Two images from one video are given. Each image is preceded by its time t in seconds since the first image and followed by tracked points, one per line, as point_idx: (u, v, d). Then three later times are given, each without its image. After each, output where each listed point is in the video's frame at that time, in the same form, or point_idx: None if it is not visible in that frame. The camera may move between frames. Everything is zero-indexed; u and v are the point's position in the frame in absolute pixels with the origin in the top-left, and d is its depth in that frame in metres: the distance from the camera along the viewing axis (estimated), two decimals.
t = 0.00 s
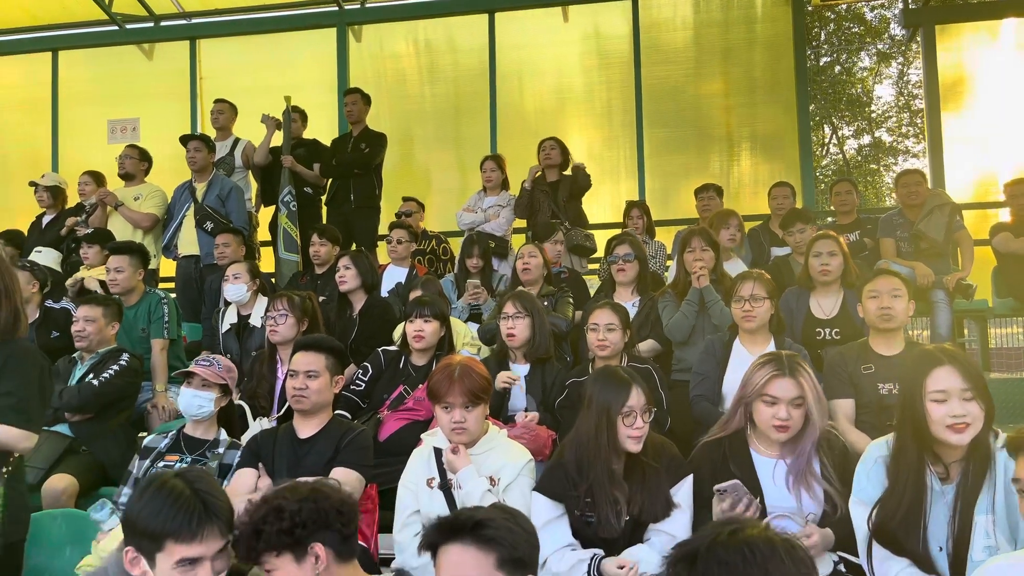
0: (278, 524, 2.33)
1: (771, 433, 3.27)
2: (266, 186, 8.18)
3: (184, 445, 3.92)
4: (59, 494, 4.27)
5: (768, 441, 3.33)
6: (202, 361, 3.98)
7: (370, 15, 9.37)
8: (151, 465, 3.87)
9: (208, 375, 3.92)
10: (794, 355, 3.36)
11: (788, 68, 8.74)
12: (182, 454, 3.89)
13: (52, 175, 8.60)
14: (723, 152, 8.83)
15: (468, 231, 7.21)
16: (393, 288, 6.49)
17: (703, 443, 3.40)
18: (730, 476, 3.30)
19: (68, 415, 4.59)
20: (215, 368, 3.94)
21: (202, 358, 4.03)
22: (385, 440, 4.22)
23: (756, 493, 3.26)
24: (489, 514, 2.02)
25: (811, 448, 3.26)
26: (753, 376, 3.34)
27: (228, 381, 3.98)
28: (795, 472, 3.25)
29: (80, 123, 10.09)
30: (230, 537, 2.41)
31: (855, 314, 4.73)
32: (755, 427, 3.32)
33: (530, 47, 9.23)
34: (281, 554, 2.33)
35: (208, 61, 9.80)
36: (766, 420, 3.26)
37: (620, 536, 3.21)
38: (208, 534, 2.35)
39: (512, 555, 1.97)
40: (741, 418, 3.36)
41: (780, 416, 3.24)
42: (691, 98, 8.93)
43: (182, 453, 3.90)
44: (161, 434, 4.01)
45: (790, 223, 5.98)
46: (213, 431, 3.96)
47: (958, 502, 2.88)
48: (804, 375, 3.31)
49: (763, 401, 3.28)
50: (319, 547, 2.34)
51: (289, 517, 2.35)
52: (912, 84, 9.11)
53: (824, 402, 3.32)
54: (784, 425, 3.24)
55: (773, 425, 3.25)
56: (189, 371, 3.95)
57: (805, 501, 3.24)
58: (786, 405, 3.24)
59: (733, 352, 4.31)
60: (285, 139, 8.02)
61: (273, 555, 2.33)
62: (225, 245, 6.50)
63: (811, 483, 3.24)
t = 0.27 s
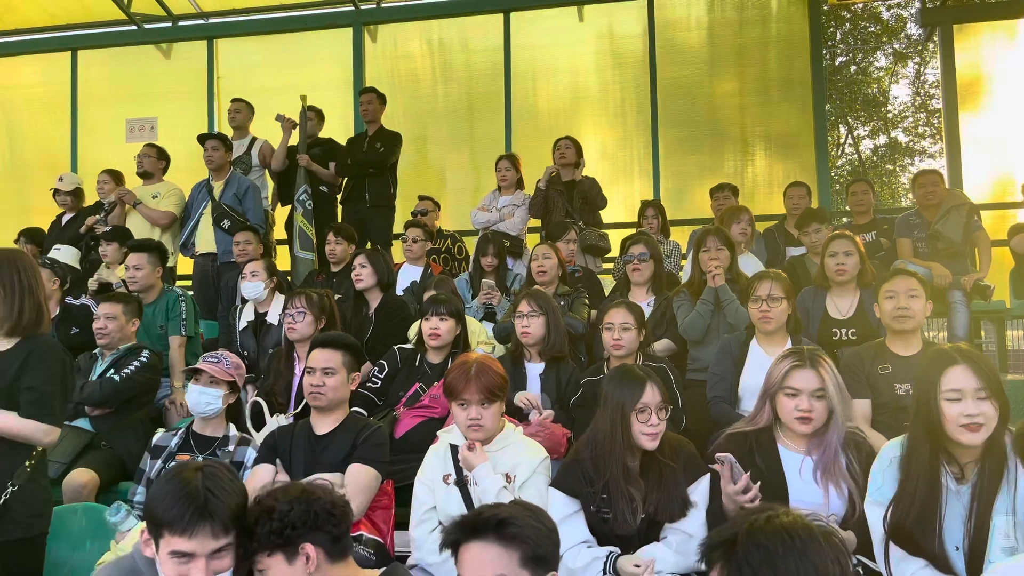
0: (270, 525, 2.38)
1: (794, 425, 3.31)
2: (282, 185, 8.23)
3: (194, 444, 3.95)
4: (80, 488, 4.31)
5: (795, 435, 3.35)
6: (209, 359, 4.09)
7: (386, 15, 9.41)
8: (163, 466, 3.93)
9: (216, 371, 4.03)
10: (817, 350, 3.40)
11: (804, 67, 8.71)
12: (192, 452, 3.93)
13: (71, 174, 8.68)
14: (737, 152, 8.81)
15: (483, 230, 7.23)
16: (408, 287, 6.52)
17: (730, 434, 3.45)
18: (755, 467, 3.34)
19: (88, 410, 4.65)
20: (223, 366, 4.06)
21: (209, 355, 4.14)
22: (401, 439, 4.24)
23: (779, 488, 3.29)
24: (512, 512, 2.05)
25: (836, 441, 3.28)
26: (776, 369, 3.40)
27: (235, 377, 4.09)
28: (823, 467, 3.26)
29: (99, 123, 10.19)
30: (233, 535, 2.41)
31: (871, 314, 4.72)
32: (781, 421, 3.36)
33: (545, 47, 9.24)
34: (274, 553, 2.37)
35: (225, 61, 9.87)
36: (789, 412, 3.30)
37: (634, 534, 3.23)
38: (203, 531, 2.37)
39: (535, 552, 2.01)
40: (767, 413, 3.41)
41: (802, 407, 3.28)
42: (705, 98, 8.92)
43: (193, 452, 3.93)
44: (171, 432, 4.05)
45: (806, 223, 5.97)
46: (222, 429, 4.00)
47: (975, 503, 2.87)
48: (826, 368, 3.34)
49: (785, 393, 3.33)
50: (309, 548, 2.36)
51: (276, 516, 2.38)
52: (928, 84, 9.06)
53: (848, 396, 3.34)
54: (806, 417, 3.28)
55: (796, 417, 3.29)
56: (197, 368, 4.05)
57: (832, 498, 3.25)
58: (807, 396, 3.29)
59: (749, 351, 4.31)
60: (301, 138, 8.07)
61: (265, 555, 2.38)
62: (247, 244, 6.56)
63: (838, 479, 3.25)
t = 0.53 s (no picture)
0: (298, 515, 2.34)
1: (811, 422, 3.32)
2: (298, 185, 8.28)
3: (206, 444, 4.00)
4: (98, 484, 4.35)
5: (819, 434, 3.34)
6: (221, 359, 4.10)
7: (401, 15, 9.45)
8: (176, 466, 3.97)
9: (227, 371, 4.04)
10: (836, 348, 3.40)
11: (820, 67, 8.67)
12: (204, 452, 3.97)
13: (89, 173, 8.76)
14: (752, 151, 8.79)
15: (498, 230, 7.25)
16: (422, 287, 6.55)
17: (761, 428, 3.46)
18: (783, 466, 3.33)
19: (107, 406, 4.71)
20: (234, 366, 4.06)
21: (221, 354, 4.15)
22: (416, 436, 4.27)
23: (802, 489, 3.28)
24: (532, 510, 2.10)
25: (855, 438, 3.26)
26: (794, 368, 3.43)
27: (247, 377, 4.10)
28: (850, 468, 3.25)
29: (117, 123, 10.29)
30: (244, 533, 2.47)
31: (888, 315, 4.70)
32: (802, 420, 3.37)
33: (560, 47, 9.25)
34: (300, 543, 2.34)
35: (242, 61, 9.93)
36: (805, 409, 3.32)
37: (650, 533, 3.23)
38: (211, 528, 2.44)
39: (555, 550, 2.06)
40: (792, 413, 3.42)
41: (815, 403, 3.29)
42: (721, 97, 8.90)
43: (206, 452, 3.98)
44: (182, 431, 4.09)
45: (821, 223, 5.95)
46: (232, 428, 4.02)
47: (993, 500, 2.86)
48: (840, 364, 3.31)
49: (800, 390, 3.35)
50: (335, 540, 2.34)
51: (306, 507, 2.35)
52: (945, 83, 8.97)
53: (867, 392, 3.31)
54: (820, 412, 3.28)
55: (811, 413, 3.30)
56: (208, 368, 4.07)
57: (858, 501, 3.24)
58: (820, 392, 3.29)
59: (765, 351, 4.30)
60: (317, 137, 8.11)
61: (291, 545, 2.35)
62: (264, 243, 6.60)
63: (864, 482, 3.25)
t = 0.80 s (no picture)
0: (338, 506, 2.37)
1: (827, 421, 3.31)
2: (313, 184, 8.33)
3: (223, 440, 4.02)
4: (117, 480, 4.38)
5: (838, 434, 3.32)
6: (234, 357, 4.07)
7: (416, 15, 9.48)
8: (194, 463, 4.00)
9: (239, 371, 4.01)
10: (853, 346, 3.37)
11: (836, 66, 8.63)
12: (222, 449, 3.99)
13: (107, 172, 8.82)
14: (766, 151, 8.75)
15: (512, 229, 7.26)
16: (437, 286, 6.56)
17: (777, 428, 3.45)
18: (801, 466, 3.33)
19: (126, 402, 4.76)
20: (247, 365, 4.03)
21: (234, 352, 4.12)
22: (431, 434, 4.29)
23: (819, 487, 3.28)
24: (549, 507, 2.12)
25: (871, 438, 3.24)
26: (811, 368, 3.43)
27: (261, 375, 4.07)
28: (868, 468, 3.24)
29: (134, 122, 10.37)
30: (235, 552, 2.41)
31: (904, 315, 4.68)
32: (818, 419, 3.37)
33: (574, 46, 9.25)
34: (339, 534, 2.37)
35: (257, 61, 9.99)
36: (819, 408, 3.32)
37: (665, 531, 3.24)
38: (199, 548, 2.38)
39: (573, 546, 2.08)
40: (810, 413, 3.42)
41: (830, 402, 3.28)
42: (735, 97, 8.87)
43: (223, 448, 3.99)
44: (201, 427, 4.12)
45: (837, 223, 5.93)
46: (251, 424, 4.03)
47: (1012, 497, 2.84)
48: (855, 364, 3.30)
49: (816, 389, 3.35)
50: (373, 532, 2.38)
51: (346, 502, 2.38)
52: (962, 82, 8.91)
53: (883, 391, 3.29)
54: (835, 411, 3.28)
55: (826, 412, 3.30)
56: (221, 368, 4.05)
57: (875, 500, 3.23)
58: (835, 391, 3.28)
59: (780, 350, 4.30)
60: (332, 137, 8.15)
61: (329, 535, 2.38)
62: (279, 241, 6.64)
63: (882, 483, 3.24)
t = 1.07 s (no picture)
0: (376, 506, 2.41)
1: (846, 424, 3.30)
2: (326, 183, 8.36)
3: (236, 437, 4.02)
4: (132, 476, 4.42)
5: (857, 436, 3.31)
6: (249, 352, 4.08)
7: (428, 14, 9.49)
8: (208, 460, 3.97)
9: (258, 366, 4.03)
10: (873, 349, 3.35)
11: (849, 65, 8.58)
12: (235, 446, 4.00)
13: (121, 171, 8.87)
14: (779, 151, 8.72)
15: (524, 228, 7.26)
16: (449, 284, 6.57)
17: (794, 427, 3.45)
18: (817, 464, 3.32)
19: (140, 400, 4.78)
20: (265, 360, 4.05)
21: (249, 348, 4.11)
22: (444, 432, 4.30)
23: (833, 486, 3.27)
24: (568, 502, 2.13)
25: (890, 442, 3.22)
26: (830, 371, 3.41)
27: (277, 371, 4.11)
28: (885, 469, 3.22)
29: (148, 122, 10.43)
30: (273, 536, 2.40)
31: (919, 314, 4.65)
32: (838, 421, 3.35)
33: (586, 45, 9.24)
34: (373, 533, 2.41)
35: (270, 60, 10.03)
36: (839, 410, 3.30)
37: (677, 530, 3.23)
38: (242, 535, 2.36)
39: (591, 542, 2.08)
40: (829, 412, 3.42)
41: (850, 406, 3.27)
42: (747, 96, 8.84)
43: (236, 445, 4.01)
44: (214, 425, 4.14)
45: (852, 222, 5.90)
46: (262, 421, 4.07)
47: None
48: (876, 367, 3.28)
49: (835, 392, 3.33)
50: (407, 532, 2.44)
51: (384, 499, 2.42)
52: (977, 81, 8.93)
53: (903, 394, 3.27)
54: (855, 415, 3.26)
55: (846, 416, 3.28)
56: (237, 362, 4.04)
57: (892, 500, 3.22)
58: (855, 395, 3.27)
59: (794, 350, 4.28)
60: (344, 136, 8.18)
61: (363, 534, 2.42)
62: (287, 241, 6.66)
63: (899, 483, 3.22)
